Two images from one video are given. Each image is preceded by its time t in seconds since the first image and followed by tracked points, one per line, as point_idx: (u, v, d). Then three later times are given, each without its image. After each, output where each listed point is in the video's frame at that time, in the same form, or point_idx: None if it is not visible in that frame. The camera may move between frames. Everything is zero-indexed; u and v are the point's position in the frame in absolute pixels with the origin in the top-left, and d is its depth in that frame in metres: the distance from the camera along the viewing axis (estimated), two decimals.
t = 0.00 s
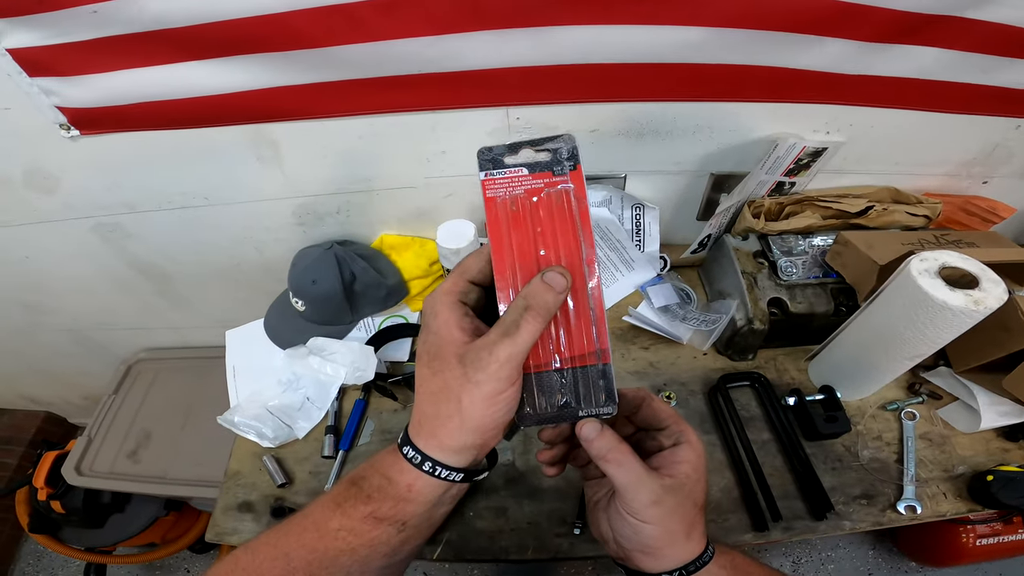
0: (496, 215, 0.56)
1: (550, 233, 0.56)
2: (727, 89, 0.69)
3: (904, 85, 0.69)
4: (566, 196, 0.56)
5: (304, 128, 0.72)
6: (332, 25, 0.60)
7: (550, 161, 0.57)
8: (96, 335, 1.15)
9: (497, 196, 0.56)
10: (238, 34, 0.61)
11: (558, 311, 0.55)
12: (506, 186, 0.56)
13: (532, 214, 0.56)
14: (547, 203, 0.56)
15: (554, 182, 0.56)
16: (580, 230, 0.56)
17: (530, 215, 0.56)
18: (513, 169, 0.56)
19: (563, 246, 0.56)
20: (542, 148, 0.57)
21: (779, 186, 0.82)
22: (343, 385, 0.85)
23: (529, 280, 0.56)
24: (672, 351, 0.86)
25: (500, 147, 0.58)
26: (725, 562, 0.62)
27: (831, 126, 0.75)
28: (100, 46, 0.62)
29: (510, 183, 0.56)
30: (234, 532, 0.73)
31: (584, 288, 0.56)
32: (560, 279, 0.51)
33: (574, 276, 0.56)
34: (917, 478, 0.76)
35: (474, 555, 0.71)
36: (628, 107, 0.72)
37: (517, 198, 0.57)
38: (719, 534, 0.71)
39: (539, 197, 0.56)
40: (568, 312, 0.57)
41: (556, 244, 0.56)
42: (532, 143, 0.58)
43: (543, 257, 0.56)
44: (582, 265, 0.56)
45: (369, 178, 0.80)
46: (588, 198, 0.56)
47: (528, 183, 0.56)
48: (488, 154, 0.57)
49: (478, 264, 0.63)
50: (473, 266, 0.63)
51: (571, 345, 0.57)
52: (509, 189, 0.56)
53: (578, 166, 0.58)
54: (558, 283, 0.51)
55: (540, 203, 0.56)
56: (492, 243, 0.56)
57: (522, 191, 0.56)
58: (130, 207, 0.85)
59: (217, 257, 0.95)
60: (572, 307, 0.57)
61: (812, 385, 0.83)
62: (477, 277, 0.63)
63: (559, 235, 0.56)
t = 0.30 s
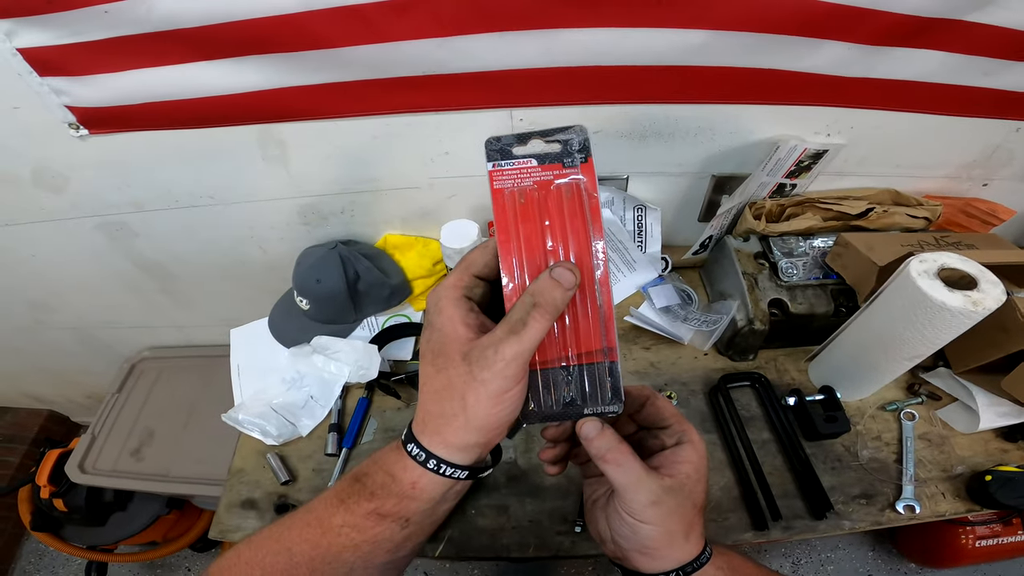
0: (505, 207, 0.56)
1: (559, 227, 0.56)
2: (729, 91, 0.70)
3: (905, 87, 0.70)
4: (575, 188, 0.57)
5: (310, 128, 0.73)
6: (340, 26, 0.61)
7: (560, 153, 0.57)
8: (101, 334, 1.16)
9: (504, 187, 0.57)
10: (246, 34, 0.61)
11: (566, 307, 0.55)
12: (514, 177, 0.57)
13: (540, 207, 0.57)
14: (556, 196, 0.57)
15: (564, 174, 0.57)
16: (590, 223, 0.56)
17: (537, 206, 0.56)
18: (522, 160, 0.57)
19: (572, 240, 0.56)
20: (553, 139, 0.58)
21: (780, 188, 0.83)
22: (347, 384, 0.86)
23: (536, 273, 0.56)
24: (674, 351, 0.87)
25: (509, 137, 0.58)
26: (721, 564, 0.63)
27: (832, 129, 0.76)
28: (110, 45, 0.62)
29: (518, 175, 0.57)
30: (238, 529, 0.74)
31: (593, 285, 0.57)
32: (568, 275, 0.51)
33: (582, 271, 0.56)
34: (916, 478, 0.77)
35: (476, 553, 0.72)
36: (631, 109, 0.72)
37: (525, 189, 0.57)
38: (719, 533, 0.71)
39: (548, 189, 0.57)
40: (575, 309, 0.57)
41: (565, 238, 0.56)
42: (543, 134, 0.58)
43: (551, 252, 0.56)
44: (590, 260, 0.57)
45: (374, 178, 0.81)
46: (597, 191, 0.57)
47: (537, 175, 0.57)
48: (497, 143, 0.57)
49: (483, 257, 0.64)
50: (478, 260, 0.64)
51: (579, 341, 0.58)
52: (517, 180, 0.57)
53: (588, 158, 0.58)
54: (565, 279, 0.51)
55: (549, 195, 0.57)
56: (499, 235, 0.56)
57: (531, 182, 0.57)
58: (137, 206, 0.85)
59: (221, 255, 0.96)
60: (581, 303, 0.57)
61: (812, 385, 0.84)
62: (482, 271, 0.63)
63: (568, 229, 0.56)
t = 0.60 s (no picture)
0: (500, 199, 0.57)
1: (553, 220, 0.57)
2: (723, 89, 0.71)
3: (898, 85, 0.70)
4: (570, 179, 0.57)
5: (307, 126, 0.74)
6: (336, 25, 0.61)
7: (555, 146, 0.58)
8: (98, 333, 1.16)
9: (500, 179, 0.57)
10: (243, 33, 0.62)
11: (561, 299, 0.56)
12: (510, 170, 0.57)
13: (536, 199, 0.57)
14: (551, 189, 0.57)
15: (559, 167, 0.57)
16: (585, 214, 0.57)
17: (533, 197, 0.57)
18: (517, 153, 0.57)
19: (567, 233, 0.57)
20: (548, 133, 0.58)
21: (774, 184, 0.83)
22: (345, 380, 0.86)
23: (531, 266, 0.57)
24: (670, 347, 0.87)
25: (504, 130, 0.58)
26: (714, 559, 0.63)
27: (826, 126, 0.76)
28: (107, 45, 0.63)
29: (513, 167, 0.57)
30: (236, 526, 0.75)
31: (587, 277, 0.57)
32: (562, 267, 0.52)
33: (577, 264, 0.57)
34: (911, 473, 0.77)
35: (473, 549, 0.73)
36: (626, 107, 0.73)
37: (521, 180, 0.58)
38: (715, 528, 0.72)
39: (543, 181, 0.57)
40: (570, 301, 0.58)
41: (560, 231, 0.57)
42: (538, 127, 0.58)
43: (546, 245, 0.57)
44: (585, 252, 0.57)
45: (371, 176, 0.81)
46: (592, 184, 0.57)
47: (532, 168, 0.57)
48: (493, 136, 0.58)
49: (479, 250, 0.64)
50: (474, 252, 0.64)
51: (574, 333, 0.58)
52: (512, 172, 0.57)
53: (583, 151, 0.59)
54: (560, 271, 0.52)
55: (544, 186, 0.57)
56: (495, 227, 0.57)
57: (526, 175, 0.57)
58: (134, 205, 0.86)
59: (219, 254, 0.96)
60: (576, 296, 0.58)
61: (807, 380, 0.85)
62: (478, 263, 0.64)
63: (563, 222, 0.57)
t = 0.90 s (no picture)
0: (499, 199, 0.57)
1: (553, 219, 0.56)
2: (722, 87, 0.70)
3: (897, 83, 0.70)
4: (570, 178, 0.57)
5: (303, 125, 0.73)
6: (332, 23, 0.61)
7: (554, 146, 0.57)
8: (94, 332, 1.15)
9: (498, 180, 0.57)
10: (238, 31, 0.61)
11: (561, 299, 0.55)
12: (508, 170, 0.57)
13: (535, 199, 0.57)
14: (550, 188, 0.57)
15: (558, 167, 0.57)
16: (584, 213, 0.56)
17: (532, 198, 0.56)
18: (516, 153, 0.57)
19: (566, 233, 0.57)
20: (546, 132, 0.58)
21: (773, 182, 0.83)
22: (342, 379, 0.86)
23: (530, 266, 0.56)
24: (669, 345, 0.87)
25: (503, 130, 0.58)
26: (712, 563, 0.64)
27: (825, 123, 0.76)
28: (101, 43, 0.62)
29: (511, 167, 0.57)
30: (234, 527, 0.74)
31: (587, 276, 0.57)
32: (562, 267, 0.51)
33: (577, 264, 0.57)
34: (911, 472, 0.77)
35: (472, 549, 0.72)
36: (624, 105, 0.73)
37: (519, 180, 0.57)
38: (715, 527, 0.71)
39: (542, 180, 0.57)
40: (571, 300, 0.58)
41: (559, 231, 0.57)
42: (536, 127, 0.58)
43: (545, 245, 0.57)
44: (585, 251, 0.57)
45: (367, 174, 0.81)
46: (591, 184, 0.57)
47: (531, 168, 0.57)
48: (491, 137, 0.58)
49: (479, 249, 0.64)
50: (473, 251, 0.64)
51: (575, 333, 0.58)
52: (511, 173, 0.57)
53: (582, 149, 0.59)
54: (560, 271, 0.51)
55: (543, 186, 0.57)
56: (494, 228, 0.56)
57: (525, 175, 0.57)
58: (129, 204, 0.85)
59: (215, 253, 0.96)
60: (577, 296, 0.57)
61: (806, 378, 0.84)
62: (477, 263, 0.64)
63: (563, 221, 0.56)
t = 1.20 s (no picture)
0: (502, 191, 0.56)
1: (557, 213, 0.56)
2: (723, 84, 0.70)
3: (899, 80, 0.70)
4: (575, 172, 0.56)
5: (301, 119, 0.72)
6: (331, 17, 0.60)
7: (559, 138, 0.57)
8: (88, 329, 1.14)
9: (501, 171, 0.56)
10: (236, 24, 0.61)
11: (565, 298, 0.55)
12: (512, 161, 0.56)
13: (538, 192, 0.56)
14: (555, 181, 0.56)
15: (563, 159, 0.57)
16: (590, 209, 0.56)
17: (536, 192, 0.56)
18: (519, 144, 0.56)
19: (570, 228, 0.56)
20: (552, 123, 0.57)
21: (773, 179, 0.83)
22: (341, 376, 0.85)
23: (534, 259, 0.56)
24: (668, 342, 0.87)
25: (506, 120, 0.57)
26: (712, 564, 0.64)
27: (826, 121, 0.76)
28: (97, 35, 0.61)
29: (515, 159, 0.56)
30: (231, 525, 0.74)
31: (592, 275, 0.57)
32: (566, 267, 0.52)
33: (581, 258, 0.56)
34: (909, 470, 0.77)
35: (471, 546, 0.72)
36: (624, 101, 0.72)
37: (522, 172, 0.57)
38: (714, 525, 0.71)
39: (546, 174, 0.56)
40: (575, 299, 0.57)
41: (562, 225, 0.56)
42: (541, 116, 0.57)
43: (549, 239, 0.56)
44: (588, 249, 0.57)
45: (366, 170, 0.80)
46: (596, 175, 0.56)
47: (535, 160, 0.57)
48: (493, 126, 0.56)
49: (478, 246, 0.63)
50: (473, 248, 0.62)
51: (577, 333, 0.57)
52: (514, 164, 0.56)
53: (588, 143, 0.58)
54: (564, 271, 0.51)
55: (547, 179, 0.56)
56: (496, 220, 0.56)
57: (528, 167, 0.56)
58: (124, 199, 0.84)
59: (212, 248, 0.95)
60: (580, 295, 0.57)
61: (805, 376, 0.84)
62: (476, 260, 0.63)
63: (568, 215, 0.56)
